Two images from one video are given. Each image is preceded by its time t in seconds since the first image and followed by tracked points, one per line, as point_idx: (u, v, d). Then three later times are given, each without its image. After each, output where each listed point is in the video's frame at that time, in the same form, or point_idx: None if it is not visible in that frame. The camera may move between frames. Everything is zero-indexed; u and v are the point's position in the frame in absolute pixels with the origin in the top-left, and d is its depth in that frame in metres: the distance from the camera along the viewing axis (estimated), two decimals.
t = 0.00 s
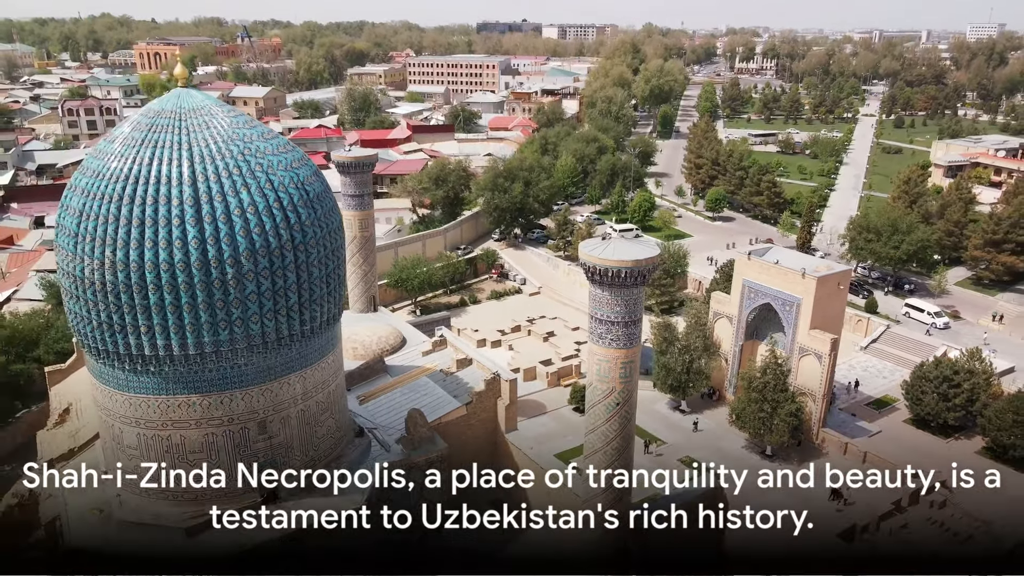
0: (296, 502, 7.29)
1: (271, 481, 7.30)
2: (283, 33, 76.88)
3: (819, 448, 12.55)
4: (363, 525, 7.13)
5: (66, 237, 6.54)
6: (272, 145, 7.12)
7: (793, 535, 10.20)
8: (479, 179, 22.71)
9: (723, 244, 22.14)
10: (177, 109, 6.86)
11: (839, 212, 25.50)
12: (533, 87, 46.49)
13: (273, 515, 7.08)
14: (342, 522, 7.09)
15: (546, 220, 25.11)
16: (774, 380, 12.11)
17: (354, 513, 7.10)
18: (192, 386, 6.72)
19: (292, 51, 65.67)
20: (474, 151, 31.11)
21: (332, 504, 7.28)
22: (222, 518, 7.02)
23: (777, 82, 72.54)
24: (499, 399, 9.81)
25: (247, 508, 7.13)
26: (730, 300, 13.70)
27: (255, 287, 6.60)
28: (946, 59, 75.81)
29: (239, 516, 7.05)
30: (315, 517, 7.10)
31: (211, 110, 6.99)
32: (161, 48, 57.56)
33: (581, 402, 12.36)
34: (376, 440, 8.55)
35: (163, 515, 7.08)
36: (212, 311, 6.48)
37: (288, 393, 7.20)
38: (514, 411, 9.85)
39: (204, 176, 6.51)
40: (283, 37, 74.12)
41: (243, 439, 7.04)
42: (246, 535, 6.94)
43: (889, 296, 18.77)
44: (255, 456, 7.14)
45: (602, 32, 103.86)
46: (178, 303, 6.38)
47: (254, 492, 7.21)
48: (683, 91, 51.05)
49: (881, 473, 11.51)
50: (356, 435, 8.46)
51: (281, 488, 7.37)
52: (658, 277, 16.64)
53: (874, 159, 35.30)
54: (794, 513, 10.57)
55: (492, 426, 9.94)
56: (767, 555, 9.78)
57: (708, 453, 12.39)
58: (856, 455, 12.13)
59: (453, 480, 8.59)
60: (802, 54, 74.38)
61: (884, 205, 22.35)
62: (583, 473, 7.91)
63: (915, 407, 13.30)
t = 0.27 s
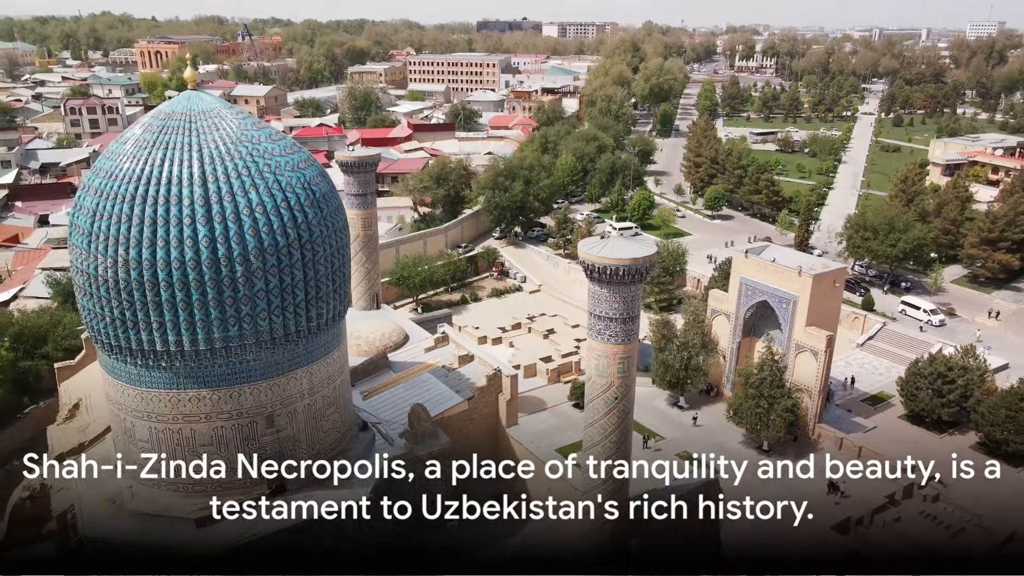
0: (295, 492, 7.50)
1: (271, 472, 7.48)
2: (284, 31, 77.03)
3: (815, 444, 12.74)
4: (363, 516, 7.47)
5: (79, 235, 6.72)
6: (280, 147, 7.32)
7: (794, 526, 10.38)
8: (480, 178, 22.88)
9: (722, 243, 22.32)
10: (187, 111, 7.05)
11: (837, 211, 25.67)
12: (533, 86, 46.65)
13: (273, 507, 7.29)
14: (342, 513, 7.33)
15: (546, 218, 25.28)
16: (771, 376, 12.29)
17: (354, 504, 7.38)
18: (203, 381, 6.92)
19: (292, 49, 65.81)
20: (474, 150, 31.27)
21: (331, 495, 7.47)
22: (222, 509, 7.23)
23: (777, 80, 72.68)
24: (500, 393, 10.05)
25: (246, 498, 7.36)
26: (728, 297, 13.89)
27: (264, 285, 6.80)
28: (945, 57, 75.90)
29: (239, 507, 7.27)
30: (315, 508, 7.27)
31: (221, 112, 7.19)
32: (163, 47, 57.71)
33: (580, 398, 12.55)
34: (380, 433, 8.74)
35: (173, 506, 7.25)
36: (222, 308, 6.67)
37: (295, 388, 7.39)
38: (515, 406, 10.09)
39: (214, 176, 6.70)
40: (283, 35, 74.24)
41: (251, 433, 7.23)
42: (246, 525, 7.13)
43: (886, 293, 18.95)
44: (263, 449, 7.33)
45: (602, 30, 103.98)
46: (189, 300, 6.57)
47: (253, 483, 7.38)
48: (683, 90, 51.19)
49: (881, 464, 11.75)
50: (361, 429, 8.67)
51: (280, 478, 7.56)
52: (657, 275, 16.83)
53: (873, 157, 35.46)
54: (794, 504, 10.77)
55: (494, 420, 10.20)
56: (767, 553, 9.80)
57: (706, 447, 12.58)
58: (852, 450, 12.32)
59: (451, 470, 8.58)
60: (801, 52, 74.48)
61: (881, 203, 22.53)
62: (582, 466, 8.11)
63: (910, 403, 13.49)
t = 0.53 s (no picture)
0: (295, 488, 7.74)
1: (271, 466, 7.63)
2: (284, 29, 77.15)
3: (811, 439, 12.94)
4: (362, 509, 7.75)
5: (93, 235, 6.91)
6: (287, 149, 7.50)
7: (793, 518, 10.58)
8: (481, 176, 23.06)
9: (720, 241, 22.51)
10: (197, 113, 7.24)
11: (835, 209, 25.85)
12: (533, 84, 46.79)
13: (273, 500, 7.52)
14: (342, 506, 7.65)
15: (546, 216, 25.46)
16: (768, 372, 12.48)
17: (353, 497, 7.68)
18: (213, 376, 7.12)
19: (293, 48, 65.97)
20: (475, 148, 31.45)
21: (331, 489, 7.76)
22: (222, 503, 7.41)
23: (777, 78, 72.81)
24: (501, 388, 10.28)
25: (246, 492, 7.56)
26: (726, 295, 14.09)
27: (272, 282, 6.99)
28: (945, 55, 75.94)
29: (238, 500, 7.47)
30: (315, 501, 7.55)
31: (229, 114, 7.37)
32: (164, 45, 58.03)
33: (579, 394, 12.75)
34: (384, 427, 8.96)
35: (184, 497, 7.46)
36: (232, 304, 6.86)
37: (302, 382, 7.59)
38: (516, 400, 10.33)
39: (224, 177, 6.90)
40: (284, 33, 74.34)
41: (260, 426, 7.43)
42: (246, 517, 7.38)
43: (882, 291, 19.15)
44: (271, 442, 7.53)
45: (601, 28, 104.05)
46: (200, 297, 6.76)
47: (254, 476, 7.55)
48: (683, 88, 51.33)
49: (881, 457, 11.94)
50: (365, 423, 8.88)
51: (279, 471, 7.70)
52: (656, 273, 17.03)
53: (871, 156, 35.62)
54: (794, 498, 10.99)
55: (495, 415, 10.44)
56: (765, 546, 10.02)
57: (704, 442, 12.78)
58: (847, 444, 12.53)
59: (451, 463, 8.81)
60: (801, 50, 74.56)
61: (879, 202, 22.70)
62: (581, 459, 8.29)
63: (906, 399, 13.67)
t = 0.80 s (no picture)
0: (297, 483, 7.87)
1: (271, 461, 7.77)
2: (285, 28, 77.27)
3: (808, 434, 13.13)
4: (363, 503, 7.94)
5: (105, 234, 7.10)
6: (294, 150, 7.70)
7: (793, 514, 10.75)
8: (481, 175, 23.25)
9: (719, 239, 22.70)
10: (206, 115, 7.43)
11: (833, 208, 26.02)
12: (533, 83, 46.91)
13: (272, 495, 7.65)
14: (342, 501, 7.77)
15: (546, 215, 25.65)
16: (765, 369, 12.68)
17: (353, 492, 7.83)
18: (222, 371, 7.31)
19: (294, 46, 66.15)
20: (475, 147, 31.63)
21: (331, 484, 7.87)
22: (222, 497, 7.55)
23: (776, 76, 72.93)
24: (503, 384, 10.48)
25: (247, 487, 7.70)
26: (723, 293, 14.28)
27: (280, 280, 7.18)
28: (945, 53, 76.02)
29: (239, 495, 7.61)
30: (315, 496, 7.69)
31: (238, 116, 7.56)
32: (165, 44, 58.22)
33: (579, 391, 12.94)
34: (387, 422, 9.15)
35: (194, 490, 7.65)
36: (241, 302, 7.05)
37: (308, 378, 7.78)
38: (516, 396, 10.53)
39: (233, 178, 7.09)
40: (284, 32, 74.48)
41: (267, 421, 7.62)
42: (246, 511, 7.51)
43: (879, 289, 19.34)
44: (278, 436, 7.73)
45: (601, 27, 104.13)
46: (210, 295, 6.96)
47: (254, 472, 7.70)
48: (682, 87, 51.47)
49: (881, 452, 12.16)
50: (369, 418, 9.08)
51: (279, 466, 7.85)
52: (654, 271, 17.22)
53: (870, 155, 35.78)
54: (794, 493, 11.15)
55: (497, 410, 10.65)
56: (761, 540, 10.24)
57: (702, 438, 12.97)
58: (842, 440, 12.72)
59: (452, 457, 9.12)
60: (801, 48, 74.63)
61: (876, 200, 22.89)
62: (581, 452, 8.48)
63: (901, 396, 13.86)
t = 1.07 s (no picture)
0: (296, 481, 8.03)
1: (271, 457, 7.93)
2: (285, 26, 77.42)
3: (804, 430, 13.33)
4: (363, 500, 8.06)
5: (117, 233, 7.29)
6: (301, 152, 7.88)
7: (792, 510, 10.92)
8: (482, 175, 23.43)
9: (718, 238, 22.89)
10: (216, 117, 7.61)
11: (831, 207, 26.20)
12: (533, 82, 47.06)
13: (272, 491, 7.79)
14: (342, 497, 7.90)
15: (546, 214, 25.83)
16: (762, 366, 12.86)
17: (353, 489, 7.96)
18: (231, 367, 7.50)
19: (295, 45, 66.33)
20: (475, 146, 31.80)
21: (330, 480, 8.02)
22: (222, 494, 7.69)
23: (776, 75, 73.05)
24: (504, 380, 10.68)
25: (247, 483, 7.84)
26: (721, 291, 14.47)
27: (287, 278, 7.37)
28: (944, 52, 76.17)
29: (238, 492, 7.74)
30: (315, 492, 7.83)
31: (246, 118, 7.75)
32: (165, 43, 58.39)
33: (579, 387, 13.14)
34: (390, 417, 9.34)
35: (202, 483, 7.82)
36: (249, 299, 7.24)
37: (314, 373, 7.97)
38: (517, 392, 10.72)
39: (241, 178, 7.27)
40: (284, 30, 74.61)
41: (274, 415, 7.81)
42: (246, 507, 7.62)
43: (875, 287, 19.54)
44: (284, 431, 7.92)
45: (601, 25, 104.22)
46: (219, 293, 7.15)
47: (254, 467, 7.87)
48: (682, 85, 51.63)
49: (881, 448, 12.31)
50: (372, 413, 9.29)
51: (279, 462, 8.02)
52: (653, 269, 17.41)
53: (868, 153, 35.95)
54: (794, 490, 11.26)
55: (498, 406, 10.86)
56: (758, 536, 10.45)
57: (700, 434, 13.16)
58: (838, 436, 12.92)
59: (451, 453, 9.24)
60: (800, 47, 74.74)
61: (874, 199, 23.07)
62: (580, 447, 8.68)
63: (896, 392, 14.04)
